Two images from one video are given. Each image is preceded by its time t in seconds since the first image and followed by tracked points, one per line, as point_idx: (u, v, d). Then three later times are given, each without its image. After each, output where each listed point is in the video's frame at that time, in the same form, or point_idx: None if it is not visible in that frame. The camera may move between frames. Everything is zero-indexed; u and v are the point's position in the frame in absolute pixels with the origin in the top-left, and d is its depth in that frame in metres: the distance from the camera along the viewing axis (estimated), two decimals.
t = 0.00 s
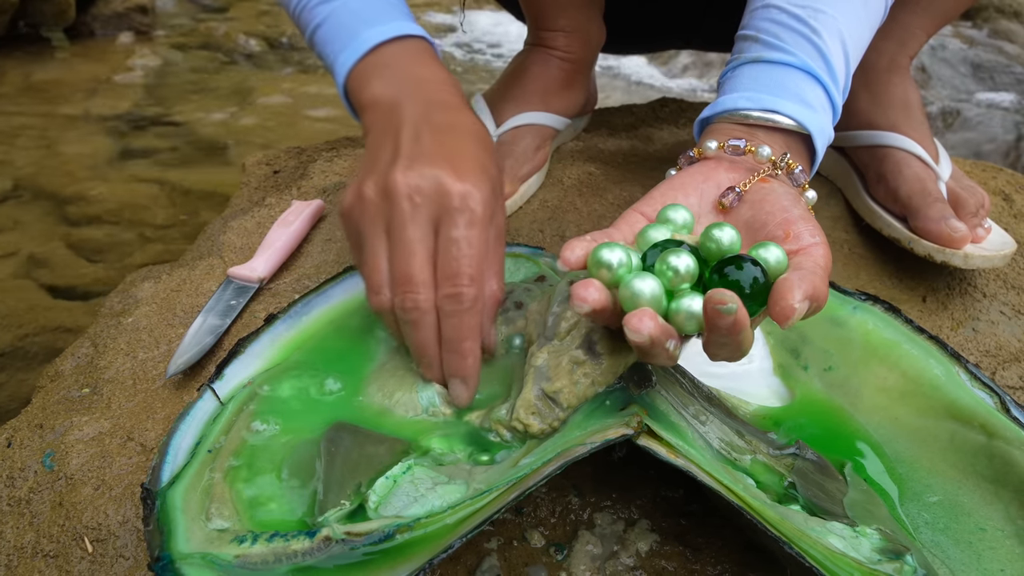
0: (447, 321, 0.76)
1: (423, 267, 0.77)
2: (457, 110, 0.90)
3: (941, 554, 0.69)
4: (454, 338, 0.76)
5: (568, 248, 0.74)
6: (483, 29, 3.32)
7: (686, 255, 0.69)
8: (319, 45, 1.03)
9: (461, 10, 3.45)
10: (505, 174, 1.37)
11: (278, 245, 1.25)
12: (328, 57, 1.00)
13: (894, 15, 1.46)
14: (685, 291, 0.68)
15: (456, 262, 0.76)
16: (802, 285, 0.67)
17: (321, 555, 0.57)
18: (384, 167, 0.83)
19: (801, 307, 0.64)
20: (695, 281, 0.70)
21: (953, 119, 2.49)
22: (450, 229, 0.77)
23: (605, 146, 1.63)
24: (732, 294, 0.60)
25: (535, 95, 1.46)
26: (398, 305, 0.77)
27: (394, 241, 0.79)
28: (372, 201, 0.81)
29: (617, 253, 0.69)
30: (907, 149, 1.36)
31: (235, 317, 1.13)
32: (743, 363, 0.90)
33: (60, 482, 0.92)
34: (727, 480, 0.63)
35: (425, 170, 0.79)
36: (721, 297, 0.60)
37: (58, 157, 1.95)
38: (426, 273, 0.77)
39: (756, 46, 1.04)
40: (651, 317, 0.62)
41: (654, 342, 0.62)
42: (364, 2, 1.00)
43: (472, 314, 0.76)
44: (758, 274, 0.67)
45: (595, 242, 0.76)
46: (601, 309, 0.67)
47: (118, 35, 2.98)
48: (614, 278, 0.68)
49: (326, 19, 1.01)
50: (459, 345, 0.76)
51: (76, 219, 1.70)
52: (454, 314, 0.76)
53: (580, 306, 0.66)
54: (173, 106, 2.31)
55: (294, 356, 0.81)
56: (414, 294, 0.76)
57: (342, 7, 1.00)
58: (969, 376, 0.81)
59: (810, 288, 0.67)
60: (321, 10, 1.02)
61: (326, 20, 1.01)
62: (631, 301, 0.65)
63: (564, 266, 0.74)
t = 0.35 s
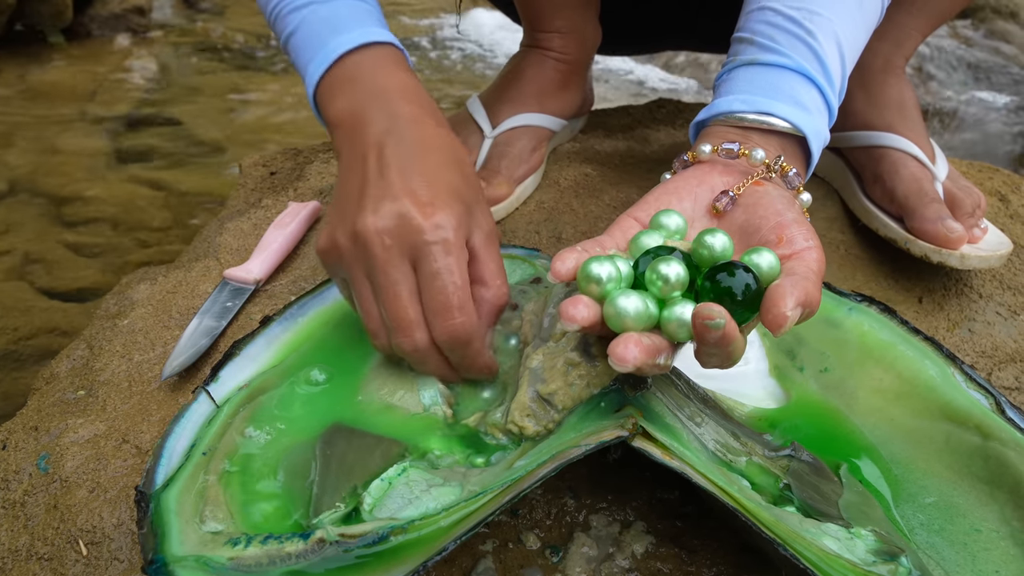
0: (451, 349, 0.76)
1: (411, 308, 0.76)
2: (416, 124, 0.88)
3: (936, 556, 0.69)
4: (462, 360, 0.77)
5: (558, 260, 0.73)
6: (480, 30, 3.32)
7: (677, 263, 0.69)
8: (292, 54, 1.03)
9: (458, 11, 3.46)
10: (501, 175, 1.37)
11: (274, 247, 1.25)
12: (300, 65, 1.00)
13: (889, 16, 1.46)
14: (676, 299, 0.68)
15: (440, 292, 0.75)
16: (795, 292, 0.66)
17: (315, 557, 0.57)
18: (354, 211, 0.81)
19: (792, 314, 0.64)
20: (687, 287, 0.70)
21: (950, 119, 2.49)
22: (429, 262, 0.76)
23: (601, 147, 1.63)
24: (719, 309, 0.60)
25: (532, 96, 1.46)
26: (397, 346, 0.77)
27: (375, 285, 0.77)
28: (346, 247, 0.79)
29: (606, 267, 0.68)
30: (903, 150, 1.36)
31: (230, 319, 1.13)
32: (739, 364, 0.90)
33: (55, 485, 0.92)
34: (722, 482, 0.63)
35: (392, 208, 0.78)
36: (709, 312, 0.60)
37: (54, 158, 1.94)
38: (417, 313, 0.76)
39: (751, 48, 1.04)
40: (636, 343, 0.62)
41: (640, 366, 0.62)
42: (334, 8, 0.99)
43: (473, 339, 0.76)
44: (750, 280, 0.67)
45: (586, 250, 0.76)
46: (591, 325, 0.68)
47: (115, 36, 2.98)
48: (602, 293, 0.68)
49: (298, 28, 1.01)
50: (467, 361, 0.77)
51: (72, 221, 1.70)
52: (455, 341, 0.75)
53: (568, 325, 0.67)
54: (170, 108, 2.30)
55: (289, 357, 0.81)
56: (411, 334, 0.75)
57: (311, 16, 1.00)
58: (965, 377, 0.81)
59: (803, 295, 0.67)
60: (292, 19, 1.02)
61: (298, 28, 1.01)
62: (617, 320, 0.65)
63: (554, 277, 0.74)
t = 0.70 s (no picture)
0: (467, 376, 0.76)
1: (431, 327, 0.75)
2: (453, 153, 0.88)
3: (935, 558, 0.70)
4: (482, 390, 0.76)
5: (558, 268, 0.73)
6: (479, 32, 3.33)
7: (677, 268, 0.69)
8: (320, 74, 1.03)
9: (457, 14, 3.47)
10: (500, 177, 1.37)
11: (272, 249, 1.25)
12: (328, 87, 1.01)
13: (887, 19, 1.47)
14: (677, 304, 0.68)
15: (468, 317, 0.75)
16: (796, 297, 0.67)
17: (314, 559, 0.57)
18: (387, 223, 0.81)
19: (794, 319, 0.65)
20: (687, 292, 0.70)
21: (948, 122, 2.50)
22: (460, 285, 0.76)
23: (600, 149, 1.63)
24: (718, 317, 0.60)
25: (530, 98, 1.46)
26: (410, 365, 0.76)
27: (398, 299, 0.77)
28: (376, 260, 0.79)
29: (606, 275, 0.68)
30: (902, 152, 1.36)
31: (229, 321, 1.13)
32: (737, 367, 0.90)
33: (53, 487, 0.92)
34: (721, 484, 0.63)
35: (430, 227, 0.78)
36: (709, 321, 0.60)
37: (53, 160, 1.95)
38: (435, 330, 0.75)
39: (752, 50, 1.04)
40: (636, 353, 0.62)
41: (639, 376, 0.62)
42: (365, 31, 1.00)
43: (490, 369, 0.75)
44: (751, 284, 0.67)
45: (585, 257, 0.76)
46: (590, 334, 0.67)
47: (114, 38, 2.98)
48: (602, 301, 0.68)
49: (326, 48, 1.01)
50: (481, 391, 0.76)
51: (71, 222, 1.70)
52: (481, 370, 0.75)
53: (568, 336, 0.66)
54: (169, 109, 2.30)
55: (288, 360, 0.81)
56: (425, 356, 0.75)
57: (342, 37, 1.00)
58: (963, 380, 0.81)
59: (804, 299, 0.67)
60: (320, 39, 1.02)
61: (327, 49, 1.01)
62: (617, 328, 0.65)
63: (554, 285, 0.73)
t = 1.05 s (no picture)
0: (481, 333, 0.81)
1: (443, 292, 0.79)
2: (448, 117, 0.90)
3: (933, 560, 0.70)
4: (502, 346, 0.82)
5: (562, 274, 0.74)
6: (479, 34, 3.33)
7: (681, 273, 0.69)
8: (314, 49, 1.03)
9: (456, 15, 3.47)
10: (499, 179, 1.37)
11: (272, 251, 1.25)
12: (321, 62, 1.00)
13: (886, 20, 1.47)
14: (681, 309, 0.68)
15: (481, 280, 0.80)
16: (799, 304, 0.67)
17: (313, 561, 0.57)
18: (395, 193, 0.84)
19: (798, 326, 0.65)
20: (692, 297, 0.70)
21: (948, 123, 2.50)
22: (469, 252, 0.81)
23: (599, 151, 1.64)
24: (723, 326, 0.61)
25: (529, 99, 1.46)
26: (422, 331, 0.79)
27: (407, 268, 0.81)
28: (385, 234, 0.83)
29: (611, 280, 0.68)
30: (901, 154, 1.36)
31: (228, 322, 1.13)
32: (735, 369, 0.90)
33: (52, 489, 0.92)
34: (719, 486, 0.63)
35: (436, 196, 0.81)
36: (714, 330, 0.61)
37: (52, 161, 1.95)
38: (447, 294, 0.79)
39: (753, 54, 1.04)
40: (640, 363, 0.62)
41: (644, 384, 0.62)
42: (357, 5, 1.00)
43: (506, 328, 0.81)
44: (754, 289, 0.67)
45: (588, 262, 0.77)
46: (596, 340, 0.67)
47: (114, 39, 2.98)
48: (606, 307, 0.68)
49: (318, 24, 1.01)
50: (496, 346, 0.82)
51: (70, 224, 1.70)
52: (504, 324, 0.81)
53: (574, 344, 0.66)
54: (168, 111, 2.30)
55: (287, 360, 0.81)
56: (437, 321, 0.78)
57: (334, 12, 1.00)
58: (962, 381, 0.81)
59: (807, 305, 0.67)
60: (312, 15, 1.02)
61: (319, 25, 1.01)
62: (622, 335, 0.65)
63: (558, 291, 0.74)
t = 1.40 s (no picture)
0: (491, 213, 0.65)
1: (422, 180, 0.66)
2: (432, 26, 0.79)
3: (935, 562, 0.70)
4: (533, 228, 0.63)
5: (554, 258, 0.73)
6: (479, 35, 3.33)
7: (669, 269, 0.70)
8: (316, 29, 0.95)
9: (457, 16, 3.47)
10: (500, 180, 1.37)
11: (272, 252, 1.25)
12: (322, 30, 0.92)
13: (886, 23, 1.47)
14: (667, 305, 0.69)
15: (471, 149, 0.65)
16: (784, 312, 0.66)
17: (315, 563, 0.57)
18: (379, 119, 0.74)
19: (781, 334, 0.64)
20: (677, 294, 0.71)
21: (947, 125, 2.50)
22: (448, 123, 0.66)
23: (599, 152, 1.64)
24: (694, 320, 0.61)
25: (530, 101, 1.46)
26: (415, 234, 0.66)
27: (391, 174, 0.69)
28: (375, 162, 0.72)
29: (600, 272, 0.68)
30: (900, 156, 1.36)
31: (229, 324, 1.13)
32: (738, 370, 0.91)
33: (53, 490, 0.92)
34: (721, 487, 0.63)
35: (410, 94, 0.71)
36: (685, 323, 0.61)
37: (52, 162, 1.95)
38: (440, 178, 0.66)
39: (751, 58, 1.04)
40: (625, 327, 0.63)
41: (625, 350, 0.63)
42: None
43: (512, 197, 0.63)
44: (742, 291, 0.68)
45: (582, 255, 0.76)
46: (581, 324, 0.67)
47: (114, 40, 2.98)
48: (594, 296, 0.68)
49: None
50: (519, 223, 0.63)
51: (70, 225, 1.70)
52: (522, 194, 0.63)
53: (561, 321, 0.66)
54: (168, 112, 2.30)
55: (288, 362, 0.81)
56: (427, 214, 0.64)
57: None
58: (963, 383, 0.81)
59: (791, 314, 0.67)
60: None
61: None
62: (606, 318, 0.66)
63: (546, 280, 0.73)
